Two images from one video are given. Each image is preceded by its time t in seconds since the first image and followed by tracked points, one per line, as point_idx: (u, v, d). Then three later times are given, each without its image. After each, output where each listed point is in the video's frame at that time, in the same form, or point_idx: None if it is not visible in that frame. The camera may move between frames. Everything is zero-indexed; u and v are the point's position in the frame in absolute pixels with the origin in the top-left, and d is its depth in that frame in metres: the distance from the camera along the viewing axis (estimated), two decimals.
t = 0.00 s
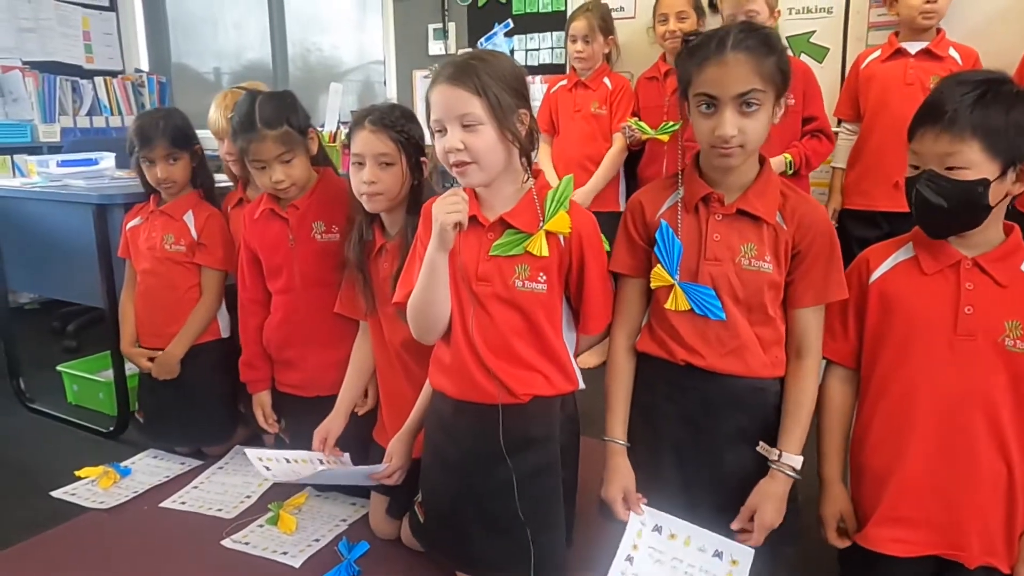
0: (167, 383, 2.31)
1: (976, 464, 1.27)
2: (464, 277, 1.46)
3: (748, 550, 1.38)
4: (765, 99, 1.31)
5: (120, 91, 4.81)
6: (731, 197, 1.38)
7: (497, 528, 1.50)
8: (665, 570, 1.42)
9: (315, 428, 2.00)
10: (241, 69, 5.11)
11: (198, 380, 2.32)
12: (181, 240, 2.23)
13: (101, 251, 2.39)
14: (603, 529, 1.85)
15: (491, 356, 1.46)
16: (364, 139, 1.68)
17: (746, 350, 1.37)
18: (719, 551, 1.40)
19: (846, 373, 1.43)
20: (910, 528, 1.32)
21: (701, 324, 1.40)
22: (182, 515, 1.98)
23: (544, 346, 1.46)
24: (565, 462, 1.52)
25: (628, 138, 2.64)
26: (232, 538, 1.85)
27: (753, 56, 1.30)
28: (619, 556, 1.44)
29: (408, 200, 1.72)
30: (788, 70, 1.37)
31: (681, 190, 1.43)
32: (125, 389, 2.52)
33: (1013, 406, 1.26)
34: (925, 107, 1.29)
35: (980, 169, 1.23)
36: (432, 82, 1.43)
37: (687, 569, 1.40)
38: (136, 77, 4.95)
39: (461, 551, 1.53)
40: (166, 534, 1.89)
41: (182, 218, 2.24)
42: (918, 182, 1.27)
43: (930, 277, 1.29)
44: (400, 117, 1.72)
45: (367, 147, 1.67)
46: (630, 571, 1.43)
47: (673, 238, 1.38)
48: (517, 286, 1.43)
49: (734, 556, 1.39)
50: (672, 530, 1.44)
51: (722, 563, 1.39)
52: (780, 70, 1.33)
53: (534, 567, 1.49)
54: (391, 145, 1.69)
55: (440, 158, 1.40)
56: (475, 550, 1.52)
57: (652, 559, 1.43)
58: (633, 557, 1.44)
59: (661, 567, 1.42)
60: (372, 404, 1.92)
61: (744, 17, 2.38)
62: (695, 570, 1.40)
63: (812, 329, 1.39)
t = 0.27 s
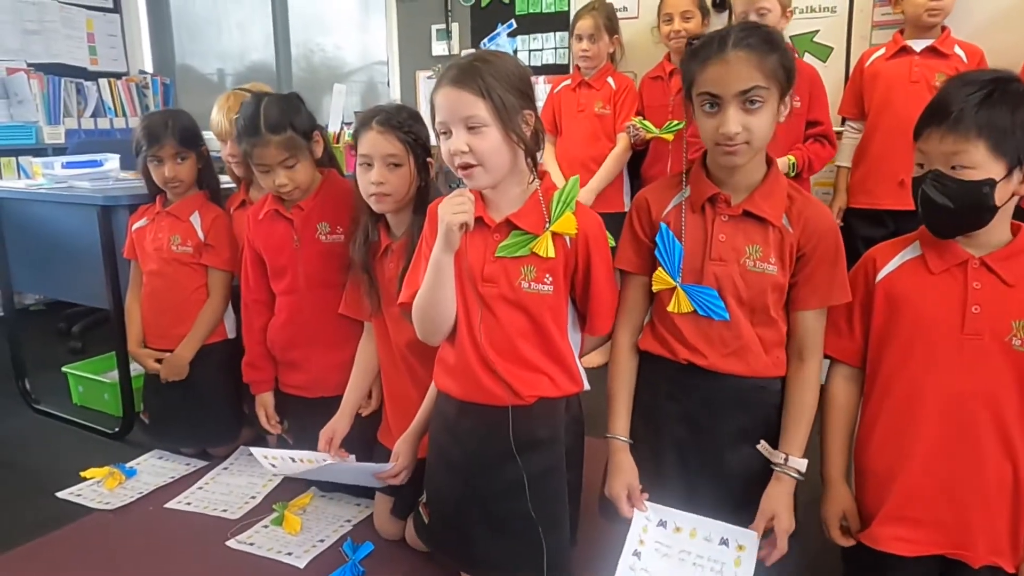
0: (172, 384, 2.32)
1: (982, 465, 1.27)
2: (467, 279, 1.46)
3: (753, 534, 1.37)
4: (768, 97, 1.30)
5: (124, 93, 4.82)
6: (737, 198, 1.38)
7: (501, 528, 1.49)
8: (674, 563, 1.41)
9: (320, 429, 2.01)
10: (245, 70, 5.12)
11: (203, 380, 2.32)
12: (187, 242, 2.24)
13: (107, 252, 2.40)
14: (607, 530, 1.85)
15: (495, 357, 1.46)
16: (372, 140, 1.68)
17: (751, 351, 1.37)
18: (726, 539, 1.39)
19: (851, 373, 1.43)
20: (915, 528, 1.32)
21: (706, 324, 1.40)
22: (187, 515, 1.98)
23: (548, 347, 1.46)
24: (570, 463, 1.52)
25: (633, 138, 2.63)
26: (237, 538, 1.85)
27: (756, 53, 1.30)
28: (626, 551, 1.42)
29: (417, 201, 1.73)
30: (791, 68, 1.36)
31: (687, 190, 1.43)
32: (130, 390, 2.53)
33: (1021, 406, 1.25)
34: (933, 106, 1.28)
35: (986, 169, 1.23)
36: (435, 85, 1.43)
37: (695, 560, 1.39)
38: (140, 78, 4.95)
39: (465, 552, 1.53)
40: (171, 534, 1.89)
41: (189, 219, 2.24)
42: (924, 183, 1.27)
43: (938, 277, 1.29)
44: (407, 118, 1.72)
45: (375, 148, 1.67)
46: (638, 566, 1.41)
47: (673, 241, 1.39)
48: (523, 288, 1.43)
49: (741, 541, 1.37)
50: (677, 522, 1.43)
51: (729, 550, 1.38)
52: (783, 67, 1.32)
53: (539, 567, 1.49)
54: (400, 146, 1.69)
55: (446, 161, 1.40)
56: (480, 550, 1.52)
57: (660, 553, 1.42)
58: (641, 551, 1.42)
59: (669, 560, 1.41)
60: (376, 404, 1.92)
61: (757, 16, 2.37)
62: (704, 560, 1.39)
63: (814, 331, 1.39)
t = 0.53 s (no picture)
0: (173, 384, 2.32)
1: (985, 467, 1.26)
2: (468, 279, 1.46)
3: (753, 531, 1.37)
4: (767, 93, 1.30)
5: (126, 93, 4.82)
6: (737, 198, 1.38)
7: (503, 530, 1.49)
8: (678, 565, 1.40)
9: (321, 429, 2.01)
10: (247, 71, 5.12)
11: (205, 381, 2.32)
12: (188, 242, 2.24)
13: (108, 253, 2.40)
14: (609, 531, 1.85)
15: (495, 358, 1.46)
16: (379, 140, 1.68)
17: (753, 352, 1.37)
18: (727, 537, 1.39)
19: (853, 375, 1.43)
20: (917, 530, 1.31)
21: (708, 326, 1.40)
22: (188, 516, 1.98)
23: (549, 348, 1.46)
24: (571, 465, 1.52)
25: (635, 139, 2.63)
26: (238, 539, 1.85)
27: (753, 49, 1.30)
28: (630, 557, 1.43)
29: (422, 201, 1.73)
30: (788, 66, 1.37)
31: (687, 191, 1.43)
32: (132, 391, 2.53)
33: None
34: (936, 109, 1.28)
35: (985, 175, 1.23)
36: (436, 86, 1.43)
37: (699, 561, 1.39)
38: (142, 79, 4.95)
39: (466, 554, 1.53)
40: (173, 535, 1.89)
41: (190, 220, 2.25)
42: (923, 187, 1.27)
43: (941, 279, 1.28)
44: (411, 117, 1.72)
45: (382, 149, 1.68)
46: (642, 570, 1.41)
47: (673, 243, 1.39)
48: (525, 289, 1.43)
49: (743, 540, 1.37)
50: (679, 524, 1.43)
51: (732, 549, 1.38)
52: (780, 64, 1.32)
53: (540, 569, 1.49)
54: (408, 147, 1.69)
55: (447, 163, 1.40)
56: (481, 551, 1.51)
57: (663, 556, 1.42)
58: (644, 555, 1.42)
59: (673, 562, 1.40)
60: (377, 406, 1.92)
61: (757, 17, 2.37)
62: (707, 560, 1.38)
63: (817, 333, 1.39)
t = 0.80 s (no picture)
0: (171, 386, 2.32)
1: (983, 471, 1.26)
2: (466, 282, 1.46)
3: (747, 530, 1.38)
4: (766, 92, 1.31)
5: (125, 95, 4.82)
6: (736, 199, 1.38)
7: (501, 532, 1.49)
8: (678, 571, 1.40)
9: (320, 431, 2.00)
10: (246, 72, 5.12)
11: (203, 383, 2.32)
12: (185, 244, 2.24)
13: (107, 254, 2.40)
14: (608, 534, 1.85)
15: (494, 361, 1.45)
16: (376, 145, 1.68)
17: (752, 355, 1.37)
18: (724, 539, 1.39)
19: (853, 378, 1.43)
20: (916, 534, 1.31)
21: (707, 328, 1.40)
22: (186, 518, 1.98)
23: (548, 351, 1.46)
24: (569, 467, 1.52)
25: (633, 141, 2.64)
26: (236, 541, 1.85)
27: (752, 48, 1.30)
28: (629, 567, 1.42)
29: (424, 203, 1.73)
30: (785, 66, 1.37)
31: (685, 193, 1.43)
32: (130, 392, 2.53)
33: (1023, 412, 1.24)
34: (934, 112, 1.28)
35: (981, 179, 1.23)
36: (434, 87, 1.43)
37: (698, 565, 1.39)
38: (142, 80, 4.95)
39: (464, 556, 1.53)
40: (171, 537, 1.89)
41: (187, 221, 2.25)
42: (921, 189, 1.28)
43: (939, 282, 1.28)
44: (410, 118, 1.72)
45: (380, 153, 1.68)
46: None
47: (673, 245, 1.40)
48: (524, 292, 1.43)
49: (738, 540, 1.38)
50: (676, 529, 1.43)
51: (730, 551, 1.38)
52: (779, 64, 1.33)
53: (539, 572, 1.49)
54: (406, 150, 1.69)
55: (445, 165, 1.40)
56: (479, 554, 1.51)
57: (663, 563, 1.41)
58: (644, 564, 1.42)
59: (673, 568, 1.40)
60: (376, 408, 1.92)
61: (751, 18, 2.37)
62: (706, 562, 1.39)
63: (819, 335, 1.38)
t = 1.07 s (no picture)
0: (169, 385, 2.32)
1: (982, 471, 1.26)
2: (463, 282, 1.46)
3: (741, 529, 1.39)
4: (767, 94, 1.31)
5: (124, 93, 4.82)
6: (734, 200, 1.38)
7: (498, 532, 1.49)
8: (675, 570, 1.41)
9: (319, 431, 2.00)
10: (246, 71, 5.11)
11: (201, 382, 2.32)
12: (182, 243, 2.24)
13: (105, 253, 2.40)
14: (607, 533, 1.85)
15: (490, 361, 1.45)
16: (378, 144, 1.68)
17: (750, 355, 1.37)
18: (718, 537, 1.40)
19: (852, 378, 1.43)
20: (915, 534, 1.31)
21: (705, 328, 1.40)
22: (184, 517, 1.98)
23: (545, 351, 1.46)
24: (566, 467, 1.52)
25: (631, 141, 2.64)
26: (235, 540, 1.85)
27: (755, 49, 1.30)
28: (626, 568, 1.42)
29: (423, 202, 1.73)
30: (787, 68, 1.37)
31: (683, 192, 1.43)
32: (129, 391, 2.53)
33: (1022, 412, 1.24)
34: (931, 112, 1.28)
35: (980, 178, 1.23)
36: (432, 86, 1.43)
37: (695, 563, 1.40)
38: (141, 79, 4.95)
39: (462, 556, 1.53)
40: (168, 536, 1.89)
41: (184, 221, 2.24)
42: (919, 189, 1.28)
43: (938, 282, 1.28)
44: (410, 117, 1.71)
45: (383, 153, 1.68)
46: None
47: (671, 246, 1.39)
48: (518, 292, 1.43)
49: (732, 540, 1.39)
50: (671, 528, 1.44)
51: (725, 549, 1.39)
52: (780, 65, 1.33)
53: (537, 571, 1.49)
54: (408, 150, 1.69)
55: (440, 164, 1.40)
56: (476, 553, 1.51)
57: (659, 562, 1.42)
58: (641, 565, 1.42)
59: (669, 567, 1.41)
60: (375, 408, 1.92)
61: (750, 19, 2.37)
62: (702, 561, 1.40)
63: (817, 335, 1.38)
